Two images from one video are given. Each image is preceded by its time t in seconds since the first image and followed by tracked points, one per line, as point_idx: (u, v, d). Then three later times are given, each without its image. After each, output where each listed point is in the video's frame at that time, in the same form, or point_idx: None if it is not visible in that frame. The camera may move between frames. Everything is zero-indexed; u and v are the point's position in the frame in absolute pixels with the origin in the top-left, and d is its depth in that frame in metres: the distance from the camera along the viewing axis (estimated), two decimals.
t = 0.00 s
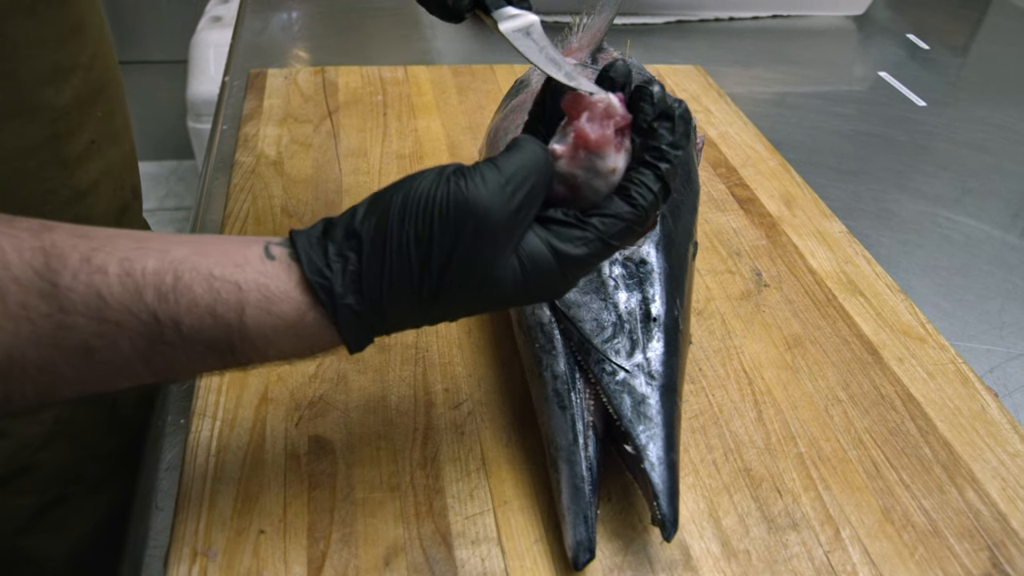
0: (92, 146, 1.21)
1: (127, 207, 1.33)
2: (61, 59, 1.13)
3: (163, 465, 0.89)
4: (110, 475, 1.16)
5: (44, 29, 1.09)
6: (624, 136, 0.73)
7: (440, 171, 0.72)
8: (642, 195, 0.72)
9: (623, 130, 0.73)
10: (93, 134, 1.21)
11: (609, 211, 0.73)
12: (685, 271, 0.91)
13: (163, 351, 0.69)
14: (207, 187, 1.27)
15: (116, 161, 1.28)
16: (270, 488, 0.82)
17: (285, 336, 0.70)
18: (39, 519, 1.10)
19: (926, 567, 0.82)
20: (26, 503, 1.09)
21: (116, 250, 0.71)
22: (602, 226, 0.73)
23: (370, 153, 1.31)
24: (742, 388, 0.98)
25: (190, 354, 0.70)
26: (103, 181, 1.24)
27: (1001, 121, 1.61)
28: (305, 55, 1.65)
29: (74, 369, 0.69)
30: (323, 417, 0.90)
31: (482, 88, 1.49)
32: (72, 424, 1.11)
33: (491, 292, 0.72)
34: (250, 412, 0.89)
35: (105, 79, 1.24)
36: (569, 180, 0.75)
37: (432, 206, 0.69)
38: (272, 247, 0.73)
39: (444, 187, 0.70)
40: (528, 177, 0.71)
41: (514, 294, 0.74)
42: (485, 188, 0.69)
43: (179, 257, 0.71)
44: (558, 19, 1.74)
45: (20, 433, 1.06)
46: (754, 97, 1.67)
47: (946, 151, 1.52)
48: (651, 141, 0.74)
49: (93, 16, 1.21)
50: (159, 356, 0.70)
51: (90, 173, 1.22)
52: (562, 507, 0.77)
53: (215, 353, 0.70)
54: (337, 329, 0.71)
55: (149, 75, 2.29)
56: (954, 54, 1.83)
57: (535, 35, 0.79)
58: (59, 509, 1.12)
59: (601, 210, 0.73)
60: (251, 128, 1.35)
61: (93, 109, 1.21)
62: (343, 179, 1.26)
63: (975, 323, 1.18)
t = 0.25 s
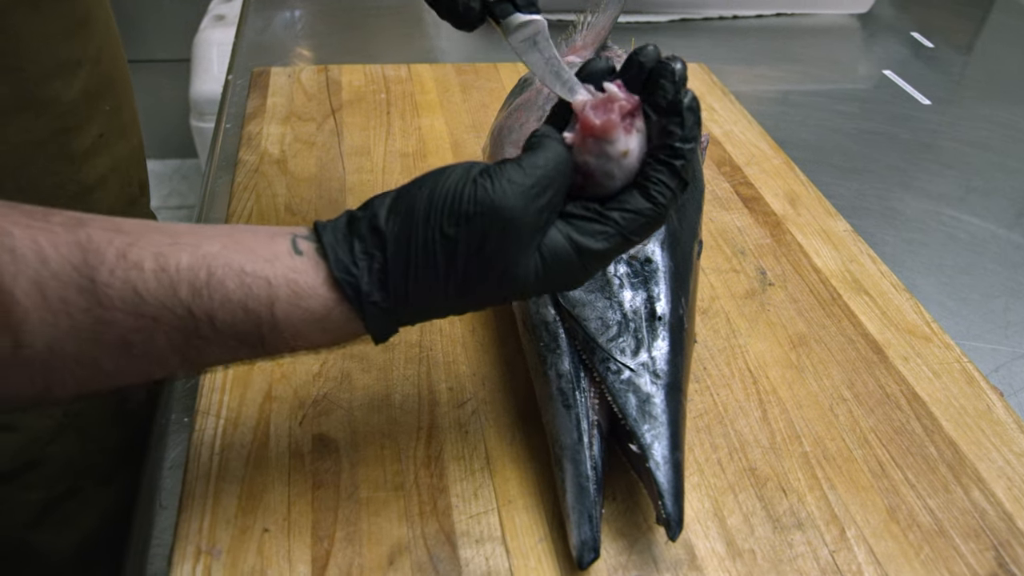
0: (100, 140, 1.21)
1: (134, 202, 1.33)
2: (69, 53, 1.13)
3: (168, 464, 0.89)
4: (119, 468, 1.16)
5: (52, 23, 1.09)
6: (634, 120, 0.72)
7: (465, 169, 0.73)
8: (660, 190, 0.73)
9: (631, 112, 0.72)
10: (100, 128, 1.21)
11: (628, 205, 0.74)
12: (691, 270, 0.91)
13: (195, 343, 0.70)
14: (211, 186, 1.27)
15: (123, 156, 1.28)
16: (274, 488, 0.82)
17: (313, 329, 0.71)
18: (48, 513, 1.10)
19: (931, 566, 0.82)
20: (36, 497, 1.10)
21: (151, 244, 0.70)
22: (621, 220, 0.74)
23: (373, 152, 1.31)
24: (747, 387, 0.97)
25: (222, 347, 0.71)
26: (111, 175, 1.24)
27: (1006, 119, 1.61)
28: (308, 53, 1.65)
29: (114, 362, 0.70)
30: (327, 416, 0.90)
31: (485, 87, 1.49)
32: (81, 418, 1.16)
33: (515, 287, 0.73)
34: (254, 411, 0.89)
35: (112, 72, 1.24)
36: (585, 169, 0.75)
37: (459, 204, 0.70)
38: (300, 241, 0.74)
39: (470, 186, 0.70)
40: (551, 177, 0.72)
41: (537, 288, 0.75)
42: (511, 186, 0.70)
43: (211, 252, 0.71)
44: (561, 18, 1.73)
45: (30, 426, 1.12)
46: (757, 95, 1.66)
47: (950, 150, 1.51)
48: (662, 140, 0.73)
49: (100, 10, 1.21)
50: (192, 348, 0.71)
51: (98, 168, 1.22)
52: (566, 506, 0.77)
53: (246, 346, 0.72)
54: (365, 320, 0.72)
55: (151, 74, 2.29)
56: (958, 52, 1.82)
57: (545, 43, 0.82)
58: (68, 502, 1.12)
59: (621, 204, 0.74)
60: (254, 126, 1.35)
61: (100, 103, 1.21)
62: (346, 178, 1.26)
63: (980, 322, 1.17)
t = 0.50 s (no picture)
0: (98, 135, 1.21)
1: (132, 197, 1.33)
2: (66, 49, 1.12)
3: (165, 462, 0.90)
4: (118, 465, 1.18)
5: (50, 18, 1.09)
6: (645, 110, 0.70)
7: (474, 175, 0.72)
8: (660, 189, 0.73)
9: (642, 106, 0.70)
10: (99, 124, 1.21)
11: (628, 203, 0.74)
12: (689, 267, 0.90)
13: (212, 333, 0.72)
14: (209, 184, 1.27)
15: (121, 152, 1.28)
16: (272, 486, 0.82)
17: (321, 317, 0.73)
18: (48, 509, 1.11)
19: (930, 564, 0.82)
20: (37, 493, 1.09)
21: (165, 236, 0.71)
22: (621, 218, 0.74)
23: (372, 150, 1.31)
24: (746, 385, 0.97)
25: (238, 335, 0.73)
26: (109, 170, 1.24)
27: (1004, 117, 1.60)
28: (306, 51, 1.64)
29: (134, 349, 0.71)
30: (325, 414, 0.89)
31: (483, 85, 1.48)
32: (82, 415, 1.12)
33: (517, 289, 0.74)
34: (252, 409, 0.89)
35: (110, 67, 1.24)
36: (593, 162, 0.74)
37: (464, 212, 0.70)
38: (307, 233, 0.75)
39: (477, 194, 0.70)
40: (559, 188, 0.71)
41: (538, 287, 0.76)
42: (517, 200, 0.69)
43: (224, 244, 0.71)
44: (560, 16, 1.73)
45: (28, 423, 1.05)
46: (756, 93, 1.66)
47: (948, 148, 1.51)
48: (664, 144, 0.71)
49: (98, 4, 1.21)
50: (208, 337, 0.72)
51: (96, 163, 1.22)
52: (565, 504, 0.77)
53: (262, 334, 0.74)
54: (370, 310, 0.74)
55: (148, 72, 2.28)
56: (957, 50, 1.82)
57: (533, 46, 0.80)
58: (68, 499, 1.12)
59: (623, 202, 0.74)
60: (252, 124, 1.35)
61: (98, 98, 1.21)
62: (344, 176, 1.25)
63: (978, 320, 1.17)
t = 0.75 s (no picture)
0: (95, 132, 1.21)
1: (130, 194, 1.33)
2: (62, 45, 1.12)
3: (163, 460, 0.90)
4: (118, 462, 1.17)
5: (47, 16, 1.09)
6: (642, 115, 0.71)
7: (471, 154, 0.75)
8: (651, 186, 0.71)
9: (639, 109, 0.70)
10: (96, 120, 1.21)
11: (618, 199, 0.73)
12: (685, 264, 0.90)
13: (193, 322, 0.71)
14: (205, 182, 1.26)
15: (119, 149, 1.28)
16: (269, 484, 0.82)
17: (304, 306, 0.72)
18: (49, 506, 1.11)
19: (927, 560, 0.82)
20: (37, 490, 1.10)
21: (145, 227, 0.72)
22: (610, 213, 0.72)
23: (368, 147, 1.31)
24: (743, 381, 0.97)
25: (219, 326, 0.72)
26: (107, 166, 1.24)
27: (1002, 114, 1.61)
28: (303, 49, 1.64)
29: (112, 340, 0.70)
30: (322, 411, 0.89)
31: (480, 82, 1.48)
32: (80, 411, 1.16)
33: (502, 273, 0.74)
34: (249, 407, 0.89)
35: (106, 65, 1.24)
36: (591, 162, 0.73)
37: (456, 183, 0.72)
38: (294, 220, 0.75)
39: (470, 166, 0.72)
40: (548, 165, 0.72)
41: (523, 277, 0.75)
42: (505, 170, 0.71)
43: (203, 232, 0.72)
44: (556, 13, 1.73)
45: (28, 419, 1.11)
46: (753, 90, 1.66)
47: (946, 144, 1.51)
48: (660, 139, 0.71)
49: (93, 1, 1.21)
50: (189, 328, 0.71)
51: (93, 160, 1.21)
52: (562, 501, 0.77)
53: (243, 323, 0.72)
54: (354, 293, 0.73)
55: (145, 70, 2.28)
56: (954, 46, 1.82)
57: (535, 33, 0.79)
58: (67, 495, 1.12)
59: (614, 196, 0.73)
60: (249, 122, 1.34)
61: (94, 95, 1.21)
62: (341, 174, 1.25)
63: (975, 316, 1.17)
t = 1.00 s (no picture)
0: (94, 133, 1.21)
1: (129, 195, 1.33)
2: (61, 47, 1.12)
3: (162, 460, 0.90)
4: (117, 463, 1.18)
5: (45, 17, 1.09)
6: (630, 125, 0.71)
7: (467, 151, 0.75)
8: (647, 184, 0.72)
9: (623, 120, 0.71)
10: (94, 122, 1.21)
11: (613, 197, 0.73)
12: (684, 264, 0.90)
13: (188, 328, 0.71)
14: (204, 183, 1.26)
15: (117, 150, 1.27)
16: (268, 485, 0.82)
17: (299, 310, 0.72)
18: (47, 507, 1.11)
19: (926, 559, 0.82)
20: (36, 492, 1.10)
21: (141, 232, 0.72)
22: (606, 211, 0.73)
23: (367, 148, 1.31)
24: (742, 381, 0.97)
25: (215, 332, 0.72)
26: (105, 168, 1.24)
27: (1000, 114, 1.61)
28: (302, 49, 1.64)
29: (106, 345, 0.70)
30: (321, 411, 0.89)
31: (479, 83, 1.48)
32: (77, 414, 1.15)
33: (498, 270, 0.73)
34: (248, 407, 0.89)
35: (105, 66, 1.24)
36: (583, 173, 0.74)
37: (453, 181, 0.72)
38: (289, 225, 0.75)
39: (467, 164, 0.72)
40: (544, 161, 0.73)
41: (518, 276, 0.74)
42: (502, 163, 0.71)
43: (201, 237, 0.72)
44: (555, 14, 1.73)
45: (25, 422, 1.10)
46: (752, 90, 1.66)
47: (944, 144, 1.51)
48: (654, 137, 0.73)
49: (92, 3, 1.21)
50: (185, 333, 0.71)
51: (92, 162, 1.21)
52: (561, 501, 0.77)
53: (239, 329, 0.73)
54: (352, 297, 0.72)
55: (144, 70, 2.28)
56: (952, 47, 1.82)
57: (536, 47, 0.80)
58: (66, 497, 1.12)
59: (608, 195, 0.73)
60: (247, 123, 1.34)
61: (93, 97, 1.21)
62: (340, 174, 1.25)
63: (974, 316, 1.17)
